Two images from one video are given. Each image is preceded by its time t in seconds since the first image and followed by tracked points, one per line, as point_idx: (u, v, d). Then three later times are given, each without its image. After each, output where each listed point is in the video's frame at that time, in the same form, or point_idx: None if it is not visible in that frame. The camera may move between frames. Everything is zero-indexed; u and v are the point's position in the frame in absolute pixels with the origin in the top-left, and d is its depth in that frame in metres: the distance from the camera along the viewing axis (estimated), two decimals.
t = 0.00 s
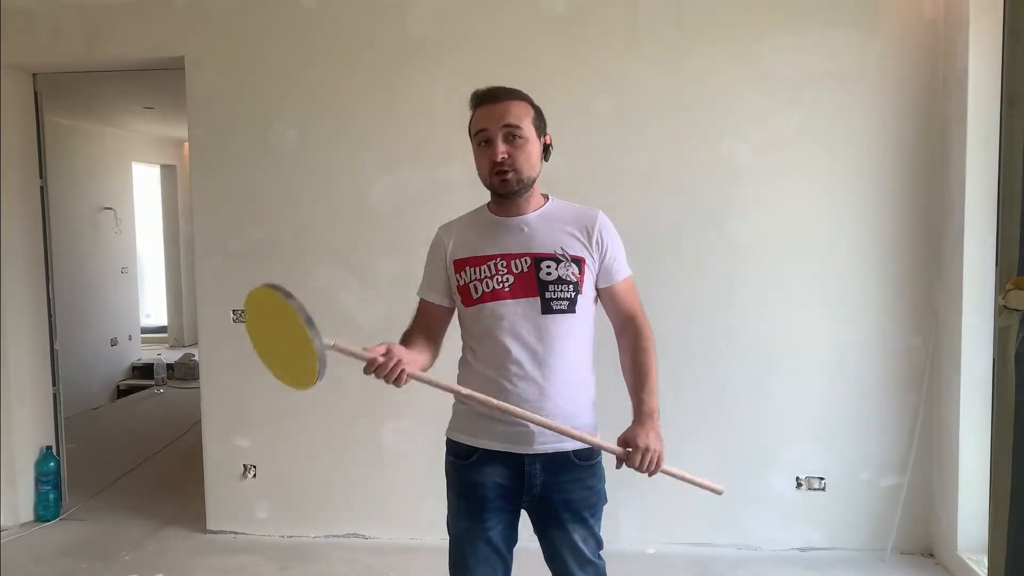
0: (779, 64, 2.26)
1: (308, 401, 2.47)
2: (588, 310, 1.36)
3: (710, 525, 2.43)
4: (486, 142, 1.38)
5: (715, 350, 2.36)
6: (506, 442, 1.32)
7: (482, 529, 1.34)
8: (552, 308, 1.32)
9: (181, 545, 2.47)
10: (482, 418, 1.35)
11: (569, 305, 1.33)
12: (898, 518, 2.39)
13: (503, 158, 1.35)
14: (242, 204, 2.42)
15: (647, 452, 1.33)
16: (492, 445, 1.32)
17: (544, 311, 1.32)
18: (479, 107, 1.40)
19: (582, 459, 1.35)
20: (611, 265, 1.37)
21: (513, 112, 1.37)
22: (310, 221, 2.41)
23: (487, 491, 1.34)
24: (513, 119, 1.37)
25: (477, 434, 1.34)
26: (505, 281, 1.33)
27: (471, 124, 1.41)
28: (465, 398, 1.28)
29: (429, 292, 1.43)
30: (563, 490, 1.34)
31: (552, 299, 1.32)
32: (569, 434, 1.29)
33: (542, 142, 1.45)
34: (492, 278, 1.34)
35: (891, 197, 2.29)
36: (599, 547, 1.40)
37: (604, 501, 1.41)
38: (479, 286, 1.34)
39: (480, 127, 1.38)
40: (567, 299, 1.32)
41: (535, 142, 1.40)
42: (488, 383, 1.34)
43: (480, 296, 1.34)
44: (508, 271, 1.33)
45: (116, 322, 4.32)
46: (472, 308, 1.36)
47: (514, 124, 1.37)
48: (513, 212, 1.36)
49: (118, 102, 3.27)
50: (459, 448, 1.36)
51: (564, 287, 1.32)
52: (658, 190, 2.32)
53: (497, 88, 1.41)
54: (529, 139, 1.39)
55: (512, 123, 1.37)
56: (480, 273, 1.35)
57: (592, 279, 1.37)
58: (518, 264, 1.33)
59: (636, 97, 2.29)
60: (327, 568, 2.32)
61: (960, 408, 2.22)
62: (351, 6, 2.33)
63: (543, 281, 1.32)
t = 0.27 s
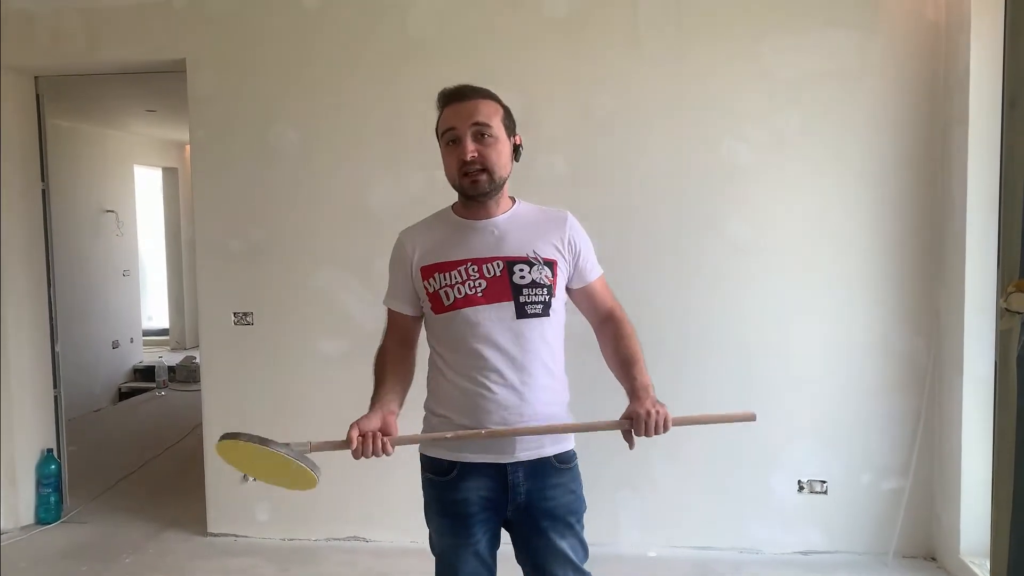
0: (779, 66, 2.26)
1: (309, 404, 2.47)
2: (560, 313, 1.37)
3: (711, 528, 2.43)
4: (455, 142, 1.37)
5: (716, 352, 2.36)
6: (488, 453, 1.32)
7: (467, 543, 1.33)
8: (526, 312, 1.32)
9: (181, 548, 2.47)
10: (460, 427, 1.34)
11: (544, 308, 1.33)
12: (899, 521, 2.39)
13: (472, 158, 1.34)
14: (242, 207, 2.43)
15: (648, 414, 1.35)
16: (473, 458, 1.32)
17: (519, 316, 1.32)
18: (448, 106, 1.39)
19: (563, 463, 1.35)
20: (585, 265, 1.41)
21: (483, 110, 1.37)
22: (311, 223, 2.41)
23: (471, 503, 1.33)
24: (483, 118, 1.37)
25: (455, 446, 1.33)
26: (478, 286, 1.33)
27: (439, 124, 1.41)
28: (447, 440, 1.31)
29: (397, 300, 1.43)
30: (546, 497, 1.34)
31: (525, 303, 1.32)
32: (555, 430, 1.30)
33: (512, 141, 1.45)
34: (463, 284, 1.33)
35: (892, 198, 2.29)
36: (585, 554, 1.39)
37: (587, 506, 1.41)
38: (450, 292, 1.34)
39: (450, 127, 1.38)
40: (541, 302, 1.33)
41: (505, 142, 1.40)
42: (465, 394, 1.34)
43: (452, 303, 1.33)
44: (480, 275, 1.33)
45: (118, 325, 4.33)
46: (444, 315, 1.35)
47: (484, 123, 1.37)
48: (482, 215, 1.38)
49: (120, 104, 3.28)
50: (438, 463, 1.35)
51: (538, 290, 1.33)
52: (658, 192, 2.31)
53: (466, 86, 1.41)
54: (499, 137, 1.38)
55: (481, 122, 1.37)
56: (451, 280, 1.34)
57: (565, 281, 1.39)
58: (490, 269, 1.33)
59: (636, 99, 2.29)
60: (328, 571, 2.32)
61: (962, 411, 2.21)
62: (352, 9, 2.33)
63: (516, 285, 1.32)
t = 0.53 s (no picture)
0: (779, 69, 2.26)
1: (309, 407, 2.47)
2: (543, 313, 1.36)
3: (711, 532, 2.42)
4: (427, 150, 1.37)
5: (716, 354, 2.36)
6: (474, 460, 1.31)
7: (457, 552, 1.31)
8: (507, 314, 1.31)
9: (181, 551, 2.47)
10: (445, 435, 1.33)
11: (525, 310, 1.32)
12: (900, 525, 2.38)
13: (445, 166, 1.34)
14: (242, 209, 2.43)
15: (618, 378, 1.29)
16: (459, 466, 1.31)
17: (499, 319, 1.31)
18: (418, 113, 1.38)
19: (552, 467, 1.34)
20: (565, 264, 1.40)
21: (454, 117, 1.36)
22: (311, 226, 2.41)
23: (458, 511, 1.31)
24: (454, 125, 1.36)
25: (442, 455, 1.32)
26: (457, 291, 1.32)
27: (410, 131, 1.40)
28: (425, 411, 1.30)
29: (375, 309, 1.42)
30: (535, 502, 1.32)
31: (505, 305, 1.31)
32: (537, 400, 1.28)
33: (487, 145, 1.44)
34: (442, 290, 1.32)
35: (892, 200, 2.29)
36: (576, 558, 1.38)
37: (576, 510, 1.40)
38: (428, 299, 1.33)
39: (421, 135, 1.37)
40: (522, 304, 1.31)
41: (479, 147, 1.39)
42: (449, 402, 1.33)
43: (431, 309, 1.32)
44: (458, 280, 1.32)
45: (119, 327, 4.33)
46: (424, 322, 1.34)
47: (455, 130, 1.36)
48: (459, 221, 1.37)
49: (121, 107, 3.29)
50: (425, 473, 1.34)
51: (518, 292, 1.32)
52: (658, 195, 2.31)
53: (436, 93, 1.40)
54: (472, 143, 1.37)
55: (452, 129, 1.36)
56: (429, 286, 1.33)
57: (546, 282, 1.38)
58: (469, 273, 1.32)
59: (636, 102, 2.29)
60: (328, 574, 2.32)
61: (963, 414, 2.21)
62: (352, 12, 2.33)
63: (496, 287, 1.31)
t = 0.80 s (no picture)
0: (780, 65, 2.27)
1: (310, 405, 2.47)
2: (536, 310, 1.36)
3: (711, 528, 2.43)
4: (417, 145, 1.36)
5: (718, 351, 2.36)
6: (468, 458, 1.30)
7: (452, 549, 1.33)
8: (500, 312, 1.32)
9: (182, 550, 2.46)
10: (438, 434, 1.33)
11: (518, 307, 1.32)
12: (900, 520, 2.39)
13: (434, 161, 1.33)
14: (243, 208, 2.42)
15: (600, 374, 1.28)
16: (454, 464, 1.31)
17: (492, 316, 1.32)
18: (408, 107, 1.38)
19: (547, 465, 1.34)
20: (559, 260, 1.39)
21: (444, 111, 1.35)
22: (311, 224, 2.40)
23: (452, 509, 1.32)
24: (444, 119, 1.35)
25: (436, 454, 1.32)
26: (449, 289, 1.32)
27: (400, 125, 1.39)
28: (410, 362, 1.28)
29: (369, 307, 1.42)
30: (531, 501, 1.33)
31: (497, 303, 1.31)
32: (527, 376, 1.29)
33: (477, 140, 1.43)
34: (434, 288, 1.33)
35: (892, 196, 2.29)
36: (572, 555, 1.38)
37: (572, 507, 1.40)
38: (421, 297, 1.34)
39: (410, 129, 1.36)
40: (515, 301, 1.32)
41: (469, 141, 1.38)
42: (443, 400, 1.34)
43: (424, 307, 1.33)
44: (451, 278, 1.33)
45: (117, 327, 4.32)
46: (417, 320, 1.35)
47: (445, 124, 1.35)
48: (451, 217, 1.37)
49: (120, 106, 3.28)
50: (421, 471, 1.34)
51: (510, 290, 1.32)
52: (659, 192, 2.32)
53: (426, 88, 1.39)
54: (462, 137, 1.37)
55: (441, 124, 1.34)
56: (421, 284, 1.34)
57: (540, 279, 1.37)
58: (461, 271, 1.33)
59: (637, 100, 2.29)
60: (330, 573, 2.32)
61: (963, 409, 2.22)
62: (353, 10, 2.33)
63: (488, 285, 1.31)
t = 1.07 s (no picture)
0: (780, 59, 2.25)
1: (309, 399, 2.47)
2: (543, 307, 1.36)
3: (710, 522, 2.43)
4: (423, 142, 1.34)
5: (717, 346, 2.36)
6: (472, 452, 1.30)
7: (455, 543, 1.33)
8: (506, 308, 1.32)
9: (182, 543, 2.48)
10: (443, 428, 1.32)
11: (524, 303, 1.32)
12: (899, 515, 2.39)
13: (441, 159, 1.31)
14: (241, 202, 2.42)
15: (605, 374, 1.29)
16: (457, 457, 1.31)
17: (497, 312, 1.32)
18: (415, 103, 1.36)
19: (552, 461, 1.34)
20: (566, 258, 1.39)
21: (450, 107, 1.33)
22: (309, 218, 2.40)
23: (455, 503, 1.32)
24: (450, 116, 1.33)
25: (440, 447, 1.32)
26: (455, 285, 1.32)
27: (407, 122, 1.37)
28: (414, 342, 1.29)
29: (377, 299, 1.44)
30: (534, 496, 1.33)
31: (503, 299, 1.31)
32: (528, 367, 1.29)
33: (484, 135, 1.41)
34: (440, 283, 1.33)
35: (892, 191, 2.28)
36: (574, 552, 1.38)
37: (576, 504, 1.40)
38: (427, 292, 1.34)
39: (417, 126, 1.34)
40: (521, 297, 1.32)
41: (476, 138, 1.36)
42: (448, 393, 1.34)
43: (430, 302, 1.34)
44: (457, 274, 1.32)
45: (117, 321, 4.33)
46: (423, 315, 1.36)
47: (452, 120, 1.33)
48: (459, 213, 1.36)
49: (119, 100, 3.28)
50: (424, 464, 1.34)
51: (516, 286, 1.31)
52: (658, 187, 2.31)
53: (433, 83, 1.36)
54: (469, 134, 1.35)
55: (448, 121, 1.33)
56: (427, 279, 1.34)
57: (546, 275, 1.37)
58: (467, 267, 1.32)
59: (636, 94, 2.28)
60: (330, 566, 2.32)
61: (962, 405, 2.21)
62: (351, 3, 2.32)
63: (494, 281, 1.31)
